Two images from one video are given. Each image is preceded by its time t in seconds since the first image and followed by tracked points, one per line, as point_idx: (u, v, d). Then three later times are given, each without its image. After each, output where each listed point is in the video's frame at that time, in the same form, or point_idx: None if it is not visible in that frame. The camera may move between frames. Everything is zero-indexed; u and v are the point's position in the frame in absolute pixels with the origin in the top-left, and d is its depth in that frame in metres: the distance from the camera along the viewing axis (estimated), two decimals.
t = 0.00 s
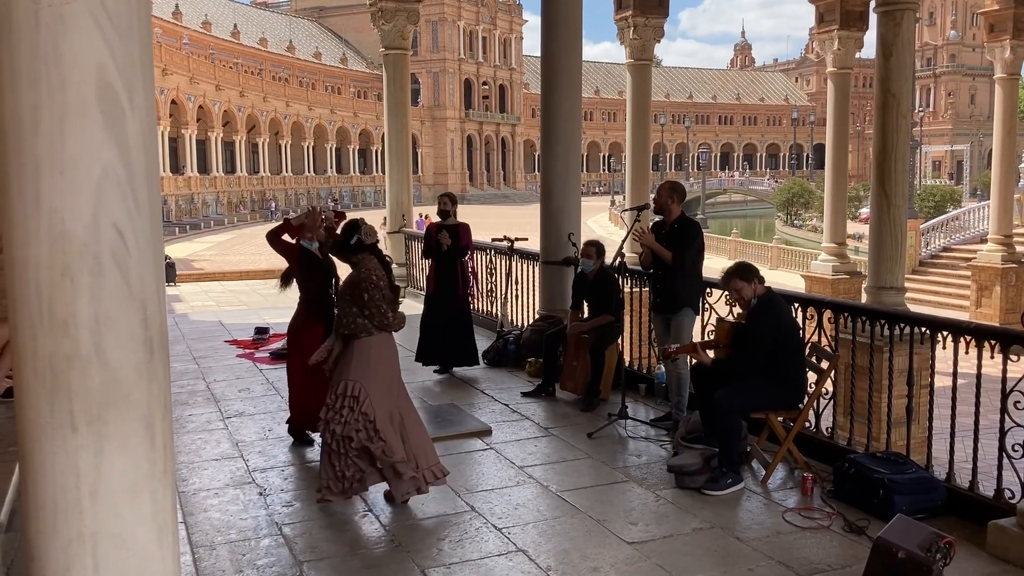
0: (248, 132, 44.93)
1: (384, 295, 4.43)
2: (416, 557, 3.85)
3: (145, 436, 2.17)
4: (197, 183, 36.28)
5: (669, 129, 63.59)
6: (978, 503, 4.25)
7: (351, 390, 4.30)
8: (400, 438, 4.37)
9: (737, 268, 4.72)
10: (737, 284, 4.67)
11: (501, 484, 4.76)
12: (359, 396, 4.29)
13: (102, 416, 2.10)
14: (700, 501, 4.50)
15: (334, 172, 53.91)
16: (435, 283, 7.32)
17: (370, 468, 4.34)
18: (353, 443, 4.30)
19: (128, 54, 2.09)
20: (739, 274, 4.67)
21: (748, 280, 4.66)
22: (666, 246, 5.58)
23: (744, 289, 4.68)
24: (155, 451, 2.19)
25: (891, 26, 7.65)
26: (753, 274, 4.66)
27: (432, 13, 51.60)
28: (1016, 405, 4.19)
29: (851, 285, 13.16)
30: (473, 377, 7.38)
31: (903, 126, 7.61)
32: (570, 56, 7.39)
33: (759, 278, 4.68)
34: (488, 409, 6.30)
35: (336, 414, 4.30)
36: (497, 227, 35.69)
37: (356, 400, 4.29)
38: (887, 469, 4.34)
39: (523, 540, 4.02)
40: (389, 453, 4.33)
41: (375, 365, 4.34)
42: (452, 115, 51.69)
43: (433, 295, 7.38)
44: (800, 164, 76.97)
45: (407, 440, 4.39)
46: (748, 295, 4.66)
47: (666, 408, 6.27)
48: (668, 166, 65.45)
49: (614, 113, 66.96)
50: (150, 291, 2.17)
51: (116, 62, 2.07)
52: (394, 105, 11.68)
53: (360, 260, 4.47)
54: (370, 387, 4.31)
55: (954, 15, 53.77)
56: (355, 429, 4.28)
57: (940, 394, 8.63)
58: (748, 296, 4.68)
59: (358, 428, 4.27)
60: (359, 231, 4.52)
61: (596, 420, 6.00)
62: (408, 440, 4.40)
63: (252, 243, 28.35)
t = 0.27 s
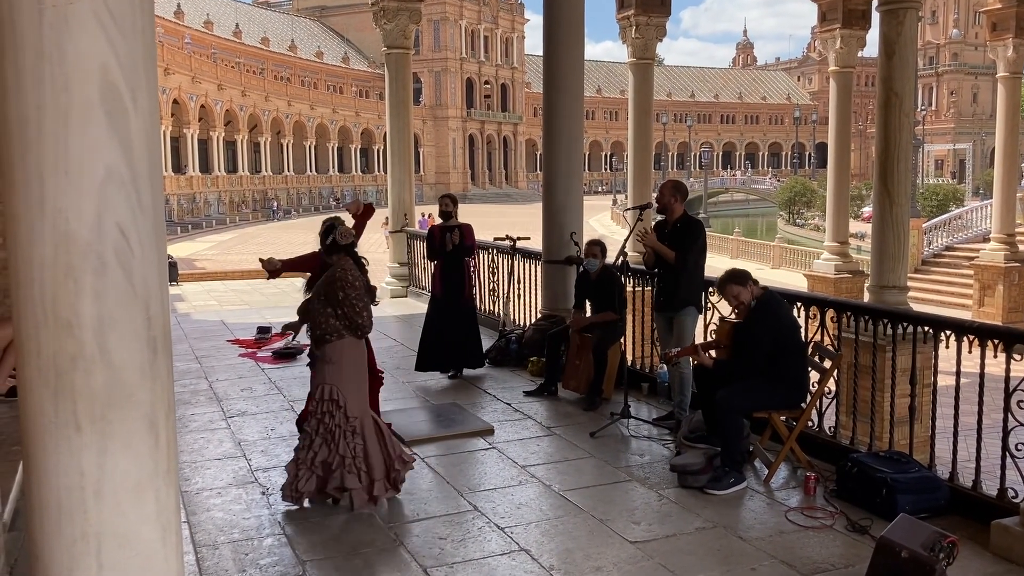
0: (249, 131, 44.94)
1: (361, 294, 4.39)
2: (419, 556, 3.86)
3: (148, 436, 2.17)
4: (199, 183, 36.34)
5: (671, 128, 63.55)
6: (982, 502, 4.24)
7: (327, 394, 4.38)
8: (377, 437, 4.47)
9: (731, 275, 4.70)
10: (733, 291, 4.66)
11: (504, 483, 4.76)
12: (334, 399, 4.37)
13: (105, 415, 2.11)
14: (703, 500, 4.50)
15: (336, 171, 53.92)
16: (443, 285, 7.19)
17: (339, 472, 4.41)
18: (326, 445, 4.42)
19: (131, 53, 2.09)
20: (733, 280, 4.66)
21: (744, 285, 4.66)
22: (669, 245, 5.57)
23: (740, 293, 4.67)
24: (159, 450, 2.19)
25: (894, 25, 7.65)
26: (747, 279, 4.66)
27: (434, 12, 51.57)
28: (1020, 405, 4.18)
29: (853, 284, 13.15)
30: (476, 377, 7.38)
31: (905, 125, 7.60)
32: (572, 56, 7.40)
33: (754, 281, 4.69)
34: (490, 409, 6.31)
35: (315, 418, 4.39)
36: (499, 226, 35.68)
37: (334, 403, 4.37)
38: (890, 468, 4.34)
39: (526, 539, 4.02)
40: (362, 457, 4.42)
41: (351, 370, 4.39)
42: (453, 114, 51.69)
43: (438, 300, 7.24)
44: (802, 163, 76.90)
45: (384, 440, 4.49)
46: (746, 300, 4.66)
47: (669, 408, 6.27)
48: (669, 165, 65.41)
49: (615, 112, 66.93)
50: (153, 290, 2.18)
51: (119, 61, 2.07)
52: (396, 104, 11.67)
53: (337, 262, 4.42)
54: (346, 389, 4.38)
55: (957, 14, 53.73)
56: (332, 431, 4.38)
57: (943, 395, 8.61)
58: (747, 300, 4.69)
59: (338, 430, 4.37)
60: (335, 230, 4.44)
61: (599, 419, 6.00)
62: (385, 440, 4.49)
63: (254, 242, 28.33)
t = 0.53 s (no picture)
0: (251, 130, 44.94)
1: (304, 296, 4.44)
2: (421, 555, 3.85)
3: (150, 434, 2.16)
4: (200, 182, 36.34)
5: (672, 126, 63.51)
6: (985, 500, 4.23)
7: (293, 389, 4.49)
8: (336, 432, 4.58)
9: (726, 279, 4.70)
10: (728, 295, 4.66)
11: (506, 482, 4.76)
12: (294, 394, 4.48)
13: (107, 414, 2.10)
14: (706, 499, 4.50)
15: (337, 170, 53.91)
16: (446, 284, 7.09)
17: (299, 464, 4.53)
18: (290, 437, 4.57)
19: (132, 51, 2.09)
20: (727, 284, 4.67)
21: (738, 288, 4.66)
22: (671, 243, 5.57)
23: (737, 296, 4.68)
24: (160, 448, 2.19)
25: (896, 22, 7.65)
26: (740, 283, 4.67)
27: (435, 11, 51.53)
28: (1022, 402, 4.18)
29: (856, 282, 13.14)
30: (479, 376, 7.37)
31: (908, 123, 7.59)
32: (573, 54, 7.40)
33: (745, 283, 4.68)
34: (492, 407, 6.31)
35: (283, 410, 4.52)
36: (501, 225, 35.67)
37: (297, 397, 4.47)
38: (893, 467, 4.33)
39: (528, 538, 4.02)
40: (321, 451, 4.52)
41: (311, 367, 4.50)
42: (455, 113, 51.66)
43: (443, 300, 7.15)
44: (804, 162, 76.79)
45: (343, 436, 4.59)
46: (742, 300, 4.66)
47: (671, 406, 6.26)
48: (671, 163, 65.36)
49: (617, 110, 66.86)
50: (155, 289, 2.17)
51: (120, 59, 2.06)
52: (398, 103, 11.66)
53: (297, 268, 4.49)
54: (307, 386, 4.49)
55: (959, 12, 53.64)
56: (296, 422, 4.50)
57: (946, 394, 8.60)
58: (741, 301, 4.68)
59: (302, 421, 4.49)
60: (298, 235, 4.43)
61: (600, 418, 5.99)
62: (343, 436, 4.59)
63: (255, 241, 28.32)
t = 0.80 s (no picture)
0: (252, 129, 44.97)
1: (267, 282, 4.61)
2: (423, 553, 3.85)
3: (151, 433, 2.16)
4: (202, 180, 36.40)
5: (674, 125, 63.52)
6: (987, 498, 4.23)
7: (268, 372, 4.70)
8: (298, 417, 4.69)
9: (723, 281, 4.65)
10: (726, 297, 4.61)
11: (507, 480, 4.75)
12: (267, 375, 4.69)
13: (108, 412, 2.10)
14: (707, 497, 4.49)
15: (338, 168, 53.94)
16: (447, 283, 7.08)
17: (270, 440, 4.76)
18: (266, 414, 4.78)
19: (132, 49, 2.08)
20: (726, 285, 4.62)
21: (736, 290, 4.61)
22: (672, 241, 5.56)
23: (736, 297, 4.64)
24: (162, 447, 2.19)
25: (898, 20, 7.66)
26: (738, 284, 4.61)
27: (436, 9, 51.54)
28: None
29: (857, 281, 13.14)
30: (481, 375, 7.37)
31: (909, 121, 7.58)
32: (573, 53, 7.40)
33: (740, 285, 4.62)
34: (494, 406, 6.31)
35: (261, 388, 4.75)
36: (502, 223, 35.70)
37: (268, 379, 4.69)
38: (894, 465, 4.33)
39: (529, 536, 4.02)
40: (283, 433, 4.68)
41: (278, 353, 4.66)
42: (456, 111, 51.66)
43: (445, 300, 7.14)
44: (805, 160, 76.75)
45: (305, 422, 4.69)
46: (741, 302, 4.64)
47: (673, 404, 6.26)
48: (672, 162, 65.37)
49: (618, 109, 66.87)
50: (156, 287, 2.17)
51: (121, 57, 2.06)
52: (399, 101, 11.65)
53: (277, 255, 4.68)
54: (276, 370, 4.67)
55: (960, 10, 53.61)
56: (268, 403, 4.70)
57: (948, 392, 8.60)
58: (740, 303, 4.65)
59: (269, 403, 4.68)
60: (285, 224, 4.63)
61: (601, 416, 5.99)
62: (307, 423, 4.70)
63: (256, 240, 28.35)
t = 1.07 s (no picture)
0: (253, 127, 44.99)
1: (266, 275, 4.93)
2: (424, 551, 3.85)
3: (153, 431, 2.16)
4: (203, 179, 36.44)
5: (675, 123, 63.50)
6: (989, 497, 4.22)
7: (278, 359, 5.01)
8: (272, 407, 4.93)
9: (722, 282, 4.64)
10: (726, 300, 4.60)
11: (508, 479, 4.75)
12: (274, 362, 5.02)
13: (109, 410, 2.10)
14: (708, 495, 4.49)
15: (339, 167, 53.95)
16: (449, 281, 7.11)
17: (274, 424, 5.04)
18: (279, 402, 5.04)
19: (134, 48, 2.08)
20: (725, 286, 4.61)
21: (733, 291, 4.61)
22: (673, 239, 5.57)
23: (737, 298, 4.62)
24: (163, 446, 2.19)
25: (899, 18, 7.67)
26: (735, 285, 4.61)
27: (437, 8, 51.53)
28: None
29: (859, 279, 13.13)
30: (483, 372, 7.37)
31: (911, 119, 7.57)
32: (575, 52, 7.38)
33: (737, 286, 4.61)
34: (495, 404, 6.31)
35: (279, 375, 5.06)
36: (503, 222, 35.69)
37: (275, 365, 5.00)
38: (896, 463, 4.32)
39: (531, 534, 4.02)
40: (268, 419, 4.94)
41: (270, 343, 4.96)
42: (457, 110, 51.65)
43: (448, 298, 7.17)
44: (806, 158, 76.70)
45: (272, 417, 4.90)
46: (742, 303, 4.64)
47: (674, 403, 6.25)
48: (673, 160, 65.35)
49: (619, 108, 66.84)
50: (157, 285, 2.17)
51: (122, 55, 2.06)
52: (400, 100, 11.63)
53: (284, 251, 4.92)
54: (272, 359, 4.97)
55: (962, 8, 53.58)
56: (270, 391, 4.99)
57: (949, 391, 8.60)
58: (740, 304, 4.64)
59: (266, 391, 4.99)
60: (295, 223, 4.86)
61: (602, 415, 5.99)
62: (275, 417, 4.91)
63: (257, 238, 28.35)
